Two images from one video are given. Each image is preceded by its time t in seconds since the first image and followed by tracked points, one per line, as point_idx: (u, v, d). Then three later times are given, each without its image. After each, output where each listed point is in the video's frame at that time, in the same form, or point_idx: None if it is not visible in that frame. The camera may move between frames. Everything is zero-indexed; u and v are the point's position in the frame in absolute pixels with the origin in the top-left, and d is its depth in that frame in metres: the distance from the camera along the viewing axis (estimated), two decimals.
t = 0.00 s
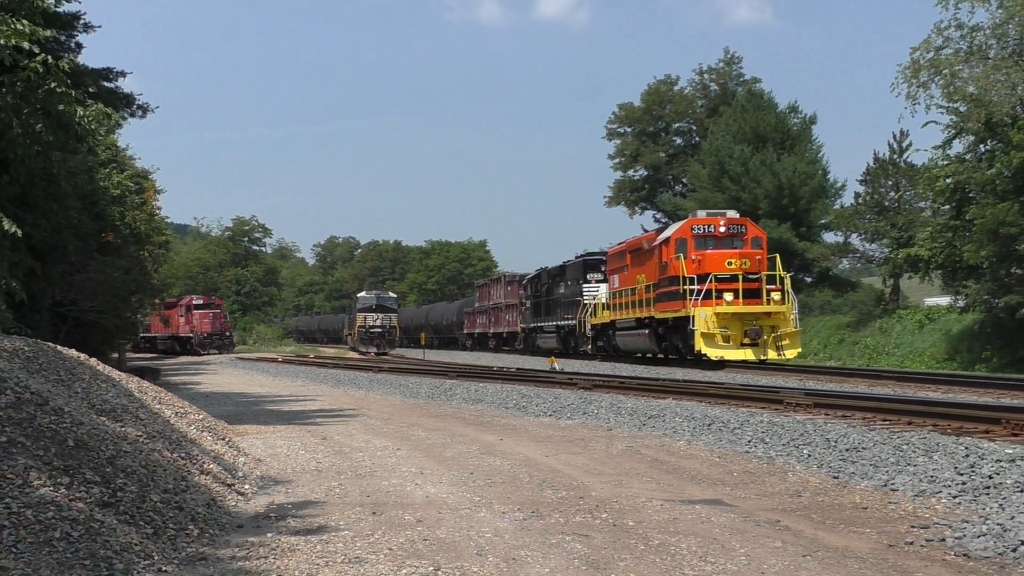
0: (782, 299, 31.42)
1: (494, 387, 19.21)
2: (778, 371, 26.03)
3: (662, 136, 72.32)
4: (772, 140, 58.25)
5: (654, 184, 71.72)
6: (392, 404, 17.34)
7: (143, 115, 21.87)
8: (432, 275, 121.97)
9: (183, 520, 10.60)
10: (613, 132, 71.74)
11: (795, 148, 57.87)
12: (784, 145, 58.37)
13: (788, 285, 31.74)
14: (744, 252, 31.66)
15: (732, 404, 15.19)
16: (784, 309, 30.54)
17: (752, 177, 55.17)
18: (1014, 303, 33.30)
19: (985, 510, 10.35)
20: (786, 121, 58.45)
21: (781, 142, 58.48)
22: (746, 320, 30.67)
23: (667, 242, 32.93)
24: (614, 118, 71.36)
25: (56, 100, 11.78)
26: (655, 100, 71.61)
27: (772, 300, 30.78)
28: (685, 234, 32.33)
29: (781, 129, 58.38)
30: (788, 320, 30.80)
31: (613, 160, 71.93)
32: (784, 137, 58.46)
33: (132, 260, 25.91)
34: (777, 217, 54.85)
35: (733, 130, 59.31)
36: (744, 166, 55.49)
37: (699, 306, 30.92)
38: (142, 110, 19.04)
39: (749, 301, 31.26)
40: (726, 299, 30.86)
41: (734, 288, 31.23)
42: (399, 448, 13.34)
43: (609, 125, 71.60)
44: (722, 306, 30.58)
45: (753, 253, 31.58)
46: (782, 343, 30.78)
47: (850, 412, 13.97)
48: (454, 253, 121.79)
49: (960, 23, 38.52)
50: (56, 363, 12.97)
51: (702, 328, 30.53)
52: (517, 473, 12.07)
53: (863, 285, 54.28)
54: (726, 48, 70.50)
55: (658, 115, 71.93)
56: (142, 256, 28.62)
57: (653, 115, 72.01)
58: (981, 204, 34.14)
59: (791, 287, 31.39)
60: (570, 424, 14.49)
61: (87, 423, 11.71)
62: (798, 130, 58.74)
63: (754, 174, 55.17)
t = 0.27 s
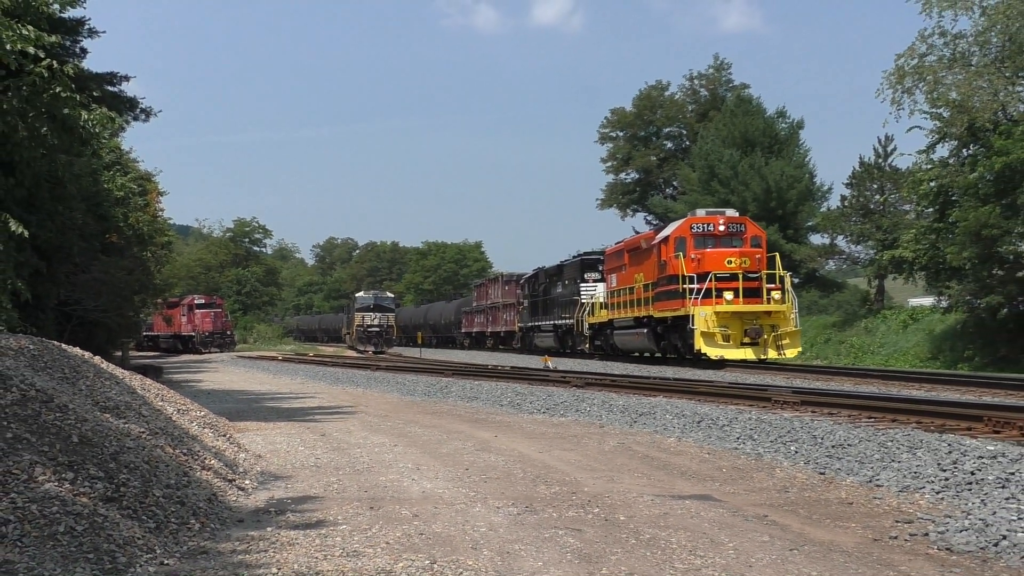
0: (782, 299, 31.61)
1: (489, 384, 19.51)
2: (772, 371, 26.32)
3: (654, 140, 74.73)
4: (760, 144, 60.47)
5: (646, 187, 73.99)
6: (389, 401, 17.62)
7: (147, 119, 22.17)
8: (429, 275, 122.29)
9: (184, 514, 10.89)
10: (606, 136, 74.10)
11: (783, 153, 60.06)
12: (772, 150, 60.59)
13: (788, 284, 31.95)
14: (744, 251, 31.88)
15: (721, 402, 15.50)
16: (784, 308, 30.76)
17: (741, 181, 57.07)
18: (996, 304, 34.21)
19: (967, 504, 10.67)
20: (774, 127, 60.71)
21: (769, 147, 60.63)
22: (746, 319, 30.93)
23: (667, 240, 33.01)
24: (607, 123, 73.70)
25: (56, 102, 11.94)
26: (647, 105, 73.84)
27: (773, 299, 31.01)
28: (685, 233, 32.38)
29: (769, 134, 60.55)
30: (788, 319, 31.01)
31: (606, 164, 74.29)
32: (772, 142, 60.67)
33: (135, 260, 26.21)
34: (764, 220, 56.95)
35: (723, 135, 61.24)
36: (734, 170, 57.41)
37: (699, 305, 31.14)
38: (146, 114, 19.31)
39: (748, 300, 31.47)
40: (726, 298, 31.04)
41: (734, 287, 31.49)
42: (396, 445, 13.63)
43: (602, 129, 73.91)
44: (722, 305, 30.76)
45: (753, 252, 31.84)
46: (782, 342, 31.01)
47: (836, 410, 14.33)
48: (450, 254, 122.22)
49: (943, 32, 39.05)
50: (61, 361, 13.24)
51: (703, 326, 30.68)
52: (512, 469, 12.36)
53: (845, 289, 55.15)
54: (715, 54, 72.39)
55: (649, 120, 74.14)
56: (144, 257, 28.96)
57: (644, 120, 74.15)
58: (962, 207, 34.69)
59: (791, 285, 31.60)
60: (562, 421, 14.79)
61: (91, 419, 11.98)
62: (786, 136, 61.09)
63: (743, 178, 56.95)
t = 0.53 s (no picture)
0: (783, 297, 31.66)
1: (485, 382, 19.79)
2: (766, 369, 26.59)
3: (645, 144, 76.70)
4: (748, 148, 60.88)
5: (638, 191, 75.74)
6: (388, 399, 17.90)
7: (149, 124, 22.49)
8: (426, 276, 122.55)
9: (187, 510, 11.17)
10: (598, 141, 76.24)
11: (771, 157, 60.53)
12: (761, 153, 60.99)
13: (789, 284, 31.89)
14: (744, 249, 31.96)
15: (711, 399, 15.83)
16: (785, 307, 30.87)
17: (731, 183, 57.36)
18: (978, 303, 34.88)
19: (951, 499, 10.99)
20: (762, 131, 61.12)
21: (758, 151, 61.04)
22: (747, 318, 31.07)
23: (666, 239, 33.09)
24: (599, 127, 75.90)
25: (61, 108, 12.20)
26: (638, 110, 76.06)
27: (773, 298, 31.08)
28: (685, 231, 32.50)
29: (757, 138, 60.99)
30: (788, 318, 31.12)
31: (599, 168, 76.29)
32: (760, 147, 61.14)
33: (139, 262, 26.54)
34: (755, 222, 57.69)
35: (713, 139, 61.62)
36: (723, 172, 57.89)
37: (699, 304, 31.16)
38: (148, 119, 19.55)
39: (750, 298, 31.50)
40: (727, 297, 31.07)
41: (734, 285, 31.50)
42: (394, 442, 13.92)
43: (595, 134, 76.12)
44: (722, 304, 30.82)
45: (754, 250, 31.88)
46: (782, 341, 31.13)
47: (824, 406, 14.66)
48: (447, 254, 122.57)
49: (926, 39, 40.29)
50: (67, 360, 13.54)
51: (703, 326, 30.82)
52: (507, 465, 12.67)
53: (834, 287, 55.92)
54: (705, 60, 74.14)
55: (640, 124, 76.38)
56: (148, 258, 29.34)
57: (636, 124, 76.46)
58: (945, 209, 35.38)
59: (791, 283, 31.67)
60: (556, 418, 15.09)
61: (97, 417, 12.27)
62: (773, 140, 61.59)
63: (733, 181, 57.24)
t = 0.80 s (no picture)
0: (783, 296, 31.76)
1: (480, 382, 20.11)
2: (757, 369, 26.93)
3: (634, 150, 79.74)
4: (735, 153, 62.37)
5: (627, 195, 79.11)
6: (384, 399, 18.21)
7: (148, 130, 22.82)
8: (421, 278, 122.98)
9: (188, 507, 11.47)
10: (589, 146, 79.50)
11: (757, 161, 62.63)
12: (747, 158, 62.73)
13: (789, 282, 32.26)
14: (743, 249, 31.93)
15: (699, 398, 16.18)
16: (784, 307, 30.87)
17: (718, 187, 59.22)
18: (959, 303, 35.67)
19: (932, 494, 11.32)
20: (748, 136, 62.64)
21: (745, 155, 62.66)
22: (746, 318, 31.11)
23: (665, 239, 33.11)
24: (589, 133, 78.97)
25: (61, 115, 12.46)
26: (627, 117, 79.08)
27: (773, 298, 31.12)
28: (682, 231, 32.51)
29: (744, 144, 62.66)
30: (788, 318, 31.10)
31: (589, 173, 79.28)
32: (746, 151, 62.72)
33: (140, 265, 26.85)
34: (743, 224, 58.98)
35: (700, 144, 63.27)
36: (711, 177, 59.70)
37: (698, 304, 31.18)
38: (149, 125, 19.80)
39: (748, 299, 31.56)
40: (727, 297, 31.08)
41: (733, 286, 31.51)
42: (390, 440, 14.23)
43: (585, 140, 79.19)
44: (722, 304, 30.81)
45: (752, 250, 31.89)
46: (782, 341, 31.14)
47: (809, 405, 15.02)
48: (442, 257, 123.07)
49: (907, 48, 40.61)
50: (70, 362, 13.85)
51: (702, 326, 30.95)
52: (500, 463, 13.00)
53: (819, 287, 56.43)
54: (692, 68, 77.04)
55: (630, 130, 79.26)
56: (149, 261, 29.70)
57: (626, 130, 79.38)
58: (926, 214, 36.37)
59: (791, 284, 31.75)
60: (548, 416, 15.42)
61: (100, 417, 12.57)
62: (759, 145, 63.46)
63: (720, 184, 59.20)
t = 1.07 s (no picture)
0: (782, 295, 31.86)
1: (474, 381, 20.43)
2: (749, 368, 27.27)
3: (624, 154, 84.00)
4: (723, 156, 65.07)
5: (618, 197, 83.44)
6: (381, 397, 18.50)
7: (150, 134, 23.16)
8: (417, 279, 123.36)
9: (188, 503, 11.76)
10: (582, 150, 83.79)
11: (745, 164, 65.70)
12: (735, 161, 65.61)
13: (787, 279, 32.29)
14: (742, 248, 31.86)
15: (688, 395, 16.52)
16: (784, 305, 31.01)
17: (706, 189, 62.14)
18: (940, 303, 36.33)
19: (914, 488, 11.65)
20: (735, 140, 65.20)
21: (733, 158, 65.38)
22: (745, 317, 31.14)
23: (663, 237, 33.35)
24: (581, 138, 83.16)
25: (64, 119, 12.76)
26: (617, 122, 83.30)
27: (773, 296, 31.27)
28: (681, 229, 32.74)
29: (732, 147, 65.41)
30: (788, 317, 31.24)
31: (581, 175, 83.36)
32: (734, 154, 65.43)
33: (141, 267, 27.18)
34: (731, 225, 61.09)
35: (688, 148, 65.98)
36: (700, 180, 62.16)
37: (697, 303, 31.06)
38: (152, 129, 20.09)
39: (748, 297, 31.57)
40: (726, 296, 31.06)
41: (733, 284, 31.40)
42: (386, 437, 14.54)
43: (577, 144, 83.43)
44: (722, 303, 30.64)
45: (752, 249, 31.85)
46: (782, 340, 31.30)
47: (795, 402, 15.40)
48: (436, 258, 123.58)
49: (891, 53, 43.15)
50: (73, 361, 14.14)
51: (701, 324, 30.82)
52: (493, 459, 13.31)
53: (805, 287, 57.07)
54: (680, 74, 81.11)
55: (620, 135, 83.50)
56: (150, 262, 30.07)
57: (616, 135, 83.56)
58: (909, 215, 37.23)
59: (790, 283, 31.87)
60: (540, 414, 15.74)
61: (102, 415, 12.86)
62: (746, 148, 66.45)
63: (708, 187, 62.23)
